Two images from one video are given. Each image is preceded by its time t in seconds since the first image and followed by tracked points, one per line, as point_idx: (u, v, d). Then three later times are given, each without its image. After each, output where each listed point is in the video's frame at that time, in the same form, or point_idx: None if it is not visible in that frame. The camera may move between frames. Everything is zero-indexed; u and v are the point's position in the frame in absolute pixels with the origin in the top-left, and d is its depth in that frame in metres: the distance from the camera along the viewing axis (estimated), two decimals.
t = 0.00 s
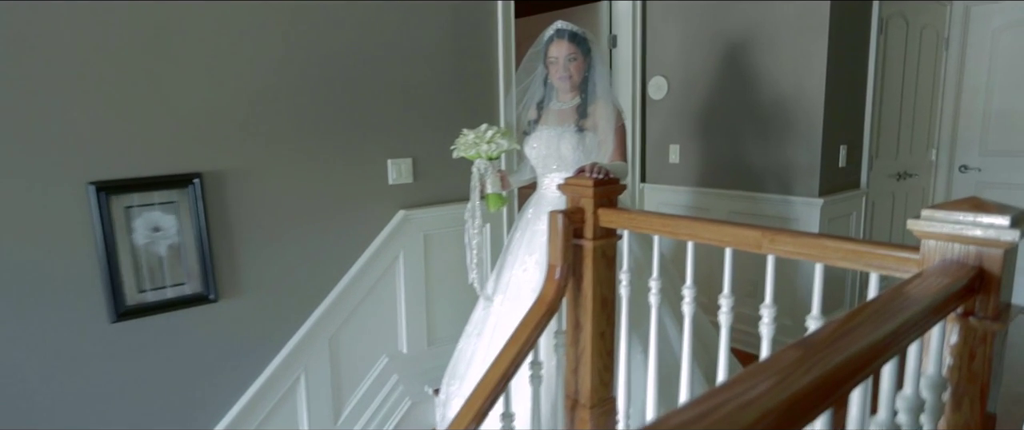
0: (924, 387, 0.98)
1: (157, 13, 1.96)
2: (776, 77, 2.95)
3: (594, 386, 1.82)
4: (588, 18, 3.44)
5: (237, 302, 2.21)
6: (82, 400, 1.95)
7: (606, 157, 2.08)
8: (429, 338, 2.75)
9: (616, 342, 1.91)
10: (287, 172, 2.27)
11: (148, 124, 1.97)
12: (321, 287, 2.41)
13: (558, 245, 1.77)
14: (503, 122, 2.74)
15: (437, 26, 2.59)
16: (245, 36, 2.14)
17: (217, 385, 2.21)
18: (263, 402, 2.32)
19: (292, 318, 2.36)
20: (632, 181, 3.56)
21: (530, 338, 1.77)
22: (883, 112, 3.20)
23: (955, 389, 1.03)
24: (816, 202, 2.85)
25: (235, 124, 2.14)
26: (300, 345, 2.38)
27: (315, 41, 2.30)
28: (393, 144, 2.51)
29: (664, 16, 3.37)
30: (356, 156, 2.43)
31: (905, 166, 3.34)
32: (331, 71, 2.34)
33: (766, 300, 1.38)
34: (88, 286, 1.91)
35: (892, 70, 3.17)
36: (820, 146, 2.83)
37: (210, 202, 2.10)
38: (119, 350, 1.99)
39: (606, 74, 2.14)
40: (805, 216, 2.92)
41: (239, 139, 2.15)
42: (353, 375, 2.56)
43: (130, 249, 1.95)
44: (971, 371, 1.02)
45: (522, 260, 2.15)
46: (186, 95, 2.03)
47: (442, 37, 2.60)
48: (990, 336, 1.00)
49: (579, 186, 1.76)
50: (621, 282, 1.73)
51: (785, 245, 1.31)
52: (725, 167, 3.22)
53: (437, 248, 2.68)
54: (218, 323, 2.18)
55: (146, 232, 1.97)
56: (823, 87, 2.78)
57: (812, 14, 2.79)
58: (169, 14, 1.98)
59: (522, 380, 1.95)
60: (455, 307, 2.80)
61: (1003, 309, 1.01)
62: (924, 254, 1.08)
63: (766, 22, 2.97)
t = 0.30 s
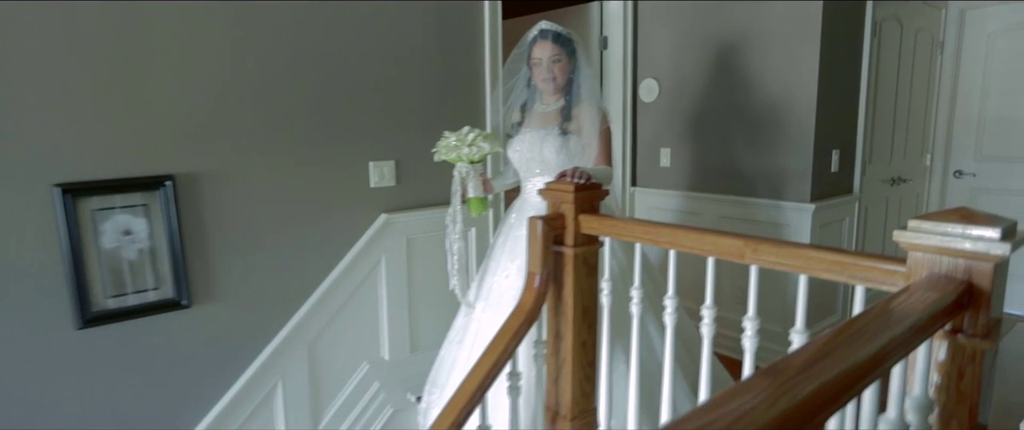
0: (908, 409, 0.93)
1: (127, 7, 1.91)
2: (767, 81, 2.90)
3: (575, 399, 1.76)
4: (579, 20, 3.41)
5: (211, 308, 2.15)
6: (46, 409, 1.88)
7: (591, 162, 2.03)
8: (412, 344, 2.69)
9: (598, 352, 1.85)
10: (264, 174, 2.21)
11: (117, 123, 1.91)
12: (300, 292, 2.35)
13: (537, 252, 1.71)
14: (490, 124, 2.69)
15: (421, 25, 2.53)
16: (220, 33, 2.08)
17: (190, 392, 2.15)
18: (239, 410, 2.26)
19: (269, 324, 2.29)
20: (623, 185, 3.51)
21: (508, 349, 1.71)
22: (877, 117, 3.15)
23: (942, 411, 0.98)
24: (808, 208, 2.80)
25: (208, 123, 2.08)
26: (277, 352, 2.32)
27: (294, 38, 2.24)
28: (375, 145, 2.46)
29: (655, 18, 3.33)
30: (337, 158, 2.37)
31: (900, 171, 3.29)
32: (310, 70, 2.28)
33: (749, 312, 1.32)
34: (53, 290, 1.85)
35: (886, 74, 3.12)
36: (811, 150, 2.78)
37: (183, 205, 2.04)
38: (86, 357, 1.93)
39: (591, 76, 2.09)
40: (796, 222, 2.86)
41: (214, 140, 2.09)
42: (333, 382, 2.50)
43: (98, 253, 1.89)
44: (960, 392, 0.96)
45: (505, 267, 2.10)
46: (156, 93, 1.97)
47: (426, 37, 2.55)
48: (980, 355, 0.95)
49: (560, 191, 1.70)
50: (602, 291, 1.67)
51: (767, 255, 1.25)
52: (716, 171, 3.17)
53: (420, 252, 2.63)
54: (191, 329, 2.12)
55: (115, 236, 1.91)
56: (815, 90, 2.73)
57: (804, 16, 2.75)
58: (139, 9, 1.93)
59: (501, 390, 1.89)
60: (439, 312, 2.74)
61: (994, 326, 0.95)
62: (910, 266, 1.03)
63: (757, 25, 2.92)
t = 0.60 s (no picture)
0: None
1: None
2: (768, 85, 2.82)
3: (560, 416, 1.69)
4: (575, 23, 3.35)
5: (190, 316, 2.07)
6: (15, 421, 1.80)
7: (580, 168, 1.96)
8: (400, 353, 2.61)
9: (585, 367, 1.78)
10: (246, 177, 2.14)
11: (92, 121, 1.84)
12: (283, 300, 2.28)
13: (519, 263, 1.65)
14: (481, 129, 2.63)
15: (411, 25, 2.47)
16: (202, 28, 2.01)
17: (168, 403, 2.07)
18: (218, 421, 2.18)
19: (251, 333, 2.22)
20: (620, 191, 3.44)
21: (489, 364, 1.63)
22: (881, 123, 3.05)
23: None
24: (809, 217, 2.71)
25: (188, 122, 2.01)
26: (258, 361, 2.23)
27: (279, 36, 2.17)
28: (362, 149, 2.39)
29: (653, 21, 3.26)
30: (323, 163, 2.31)
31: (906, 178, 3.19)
32: (295, 69, 2.22)
33: (738, 330, 1.24)
34: (22, 295, 1.77)
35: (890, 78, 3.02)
36: (812, 157, 2.70)
37: (161, 209, 1.97)
38: (58, 367, 1.85)
39: (582, 79, 2.02)
40: (797, 231, 2.78)
41: (194, 143, 2.03)
42: (317, 391, 2.41)
43: (70, 259, 1.82)
44: (962, 426, 0.88)
45: (491, 276, 2.03)
46: (134, 91, 1.90)
47: (416, 36, 2.49)
48: (984, 386, 0.87)
49: (543, 199, 1.64)
50: (587, 304, 1.60)
51: (755, 271, 1.18)
52: (714, 177, 3.09)
53: (408, 259, 2.56)
54: (169, 338, 2.04)
55: (88, 241, 1.84)
56: (816, 95, 2.65)
57: (805, 18, 2.66)
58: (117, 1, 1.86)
59: (483, 406, 1.81)
60: (428, 321, 2.67)
61: (1001, 354, 0.87)
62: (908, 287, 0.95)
63: (757, 27, 2.84)
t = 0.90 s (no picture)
0: None
1: None
2: (780, 88, 2.73)
3: None
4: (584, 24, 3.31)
5: (185, 320, 2.05)
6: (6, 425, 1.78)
7: (581, 173, 1.90)
8: (401, 359, 2.56)
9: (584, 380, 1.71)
10: (242, 179, 2.11)
11: (87, 122, 1.82)
12: (281, 305, 2.25)
13: (515, 271, 1.59)
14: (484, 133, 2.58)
15: (412, 24, 2.43)
16: (198, 28, 1.99)
17: (162, 409, 2.04)
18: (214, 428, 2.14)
19: (247, 338, 2.19)
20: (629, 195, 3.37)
21: (482, 375, 1.58)
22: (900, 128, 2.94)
23: None
24: (823, 224, 2.61)
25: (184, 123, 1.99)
26: (254, 366, 2.20)
27: (277, 36, 2.15)
28: (362, 153, 2.36)
29: (663, 22, 3.19)
30: (322, 166, 2.28)
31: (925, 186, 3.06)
32: (293, 70, 2.19)
33: (739, 347, 1.17)
34: (14, 298, 1.76)
35: (909, 81, 2.91)
36: (826, 162, 2.60)
37: (156, 212, 1.95)
38: (50, 371, 1.83)
39: (584, 82, 1.96)
40: (810, 239, 2.68)
41: (190, 145, 2.00)
42: (315, 398, 2.37)
43: (64, 262, 1.81)
44: None
45: (489, 284, 1.97)
46: (129, 91, 1.89)
47: (417, 36, 2.45)
48: (1006, 418, 0.79)
49: (540, 206, 1.58)
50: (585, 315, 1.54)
51: (757, 286, 1.11)
52: (724, 182, 3.00)
53: (409, 264, 2.52)
54: (164, 342, 2.02)
55: (82, 244, 1.83)
56: (830, 97, 2.56)
57: (819, 19, 2.57)
58: None
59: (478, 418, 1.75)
60: (429, 327, 2.62)
61: None
62: (922, 307, 0.87)
63: (769, 28, 2.75)
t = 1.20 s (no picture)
0: None
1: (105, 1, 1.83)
2: (809, 89, 2.60)
3: None
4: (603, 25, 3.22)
5: (190, 325, 2.03)
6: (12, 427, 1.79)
7: (590, 180, 1.81)
8: (409, 367, 2.50)
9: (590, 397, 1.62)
10: (249, 184, 2.09)
11: (92, 127, 1.83)
12: (287, 311, 2.22)
13: (515, 283, 1.51)
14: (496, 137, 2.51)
15: (422, 26, 2.38)
16: (205, 31, 1.98)
17: (166, 414, 2.03)
18: None
19: (252, 344, 2.16)
20: (650, 200, 3.27)
21: (480, 392, 1.50)
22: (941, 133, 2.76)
23: None
24: (855, 233, 2.46)
25: (190, 126, 1.98)
26: (259, 373, 2.17)
27: (284, 39, 2.12)
28: (370, 157, 2.32)
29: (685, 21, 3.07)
30: (329, 171, 2.25)
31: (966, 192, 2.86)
32: (300, 73, 2.16)
33: (748, 374, 1.07)
34: (20, 302, 1.77)
35: (951, 83, 2.73)
36: (858, 168, 2.45)
37: (161, 217, 1.94)
38: (55, 374, 1.83)
39: (594, 85, 1.88)
40: (841, 249, 2.53)
41: (196, 149, 1.99)
42: (321, 405, 2.33)
43: (69, 266, 1.81)
44: None
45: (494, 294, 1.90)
46: (135, 94, 1.88)
47: (427, 38, 2.40)
48: None
49: (541, 215, 1.51)
50: (588, 331, 1.45)
51: (768, 309, 1.01)
52: (749, 188, 2.87)
53: (418, 270, 2.46)
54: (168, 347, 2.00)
55: (87, 249, 1.83)
56: (863, 98, 2.41)
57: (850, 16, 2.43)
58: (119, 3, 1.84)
59: None
60: (438, 335, 2.55)
61: None
62: (953, 341, 0.76)
63: (797, 26, 2.62)
